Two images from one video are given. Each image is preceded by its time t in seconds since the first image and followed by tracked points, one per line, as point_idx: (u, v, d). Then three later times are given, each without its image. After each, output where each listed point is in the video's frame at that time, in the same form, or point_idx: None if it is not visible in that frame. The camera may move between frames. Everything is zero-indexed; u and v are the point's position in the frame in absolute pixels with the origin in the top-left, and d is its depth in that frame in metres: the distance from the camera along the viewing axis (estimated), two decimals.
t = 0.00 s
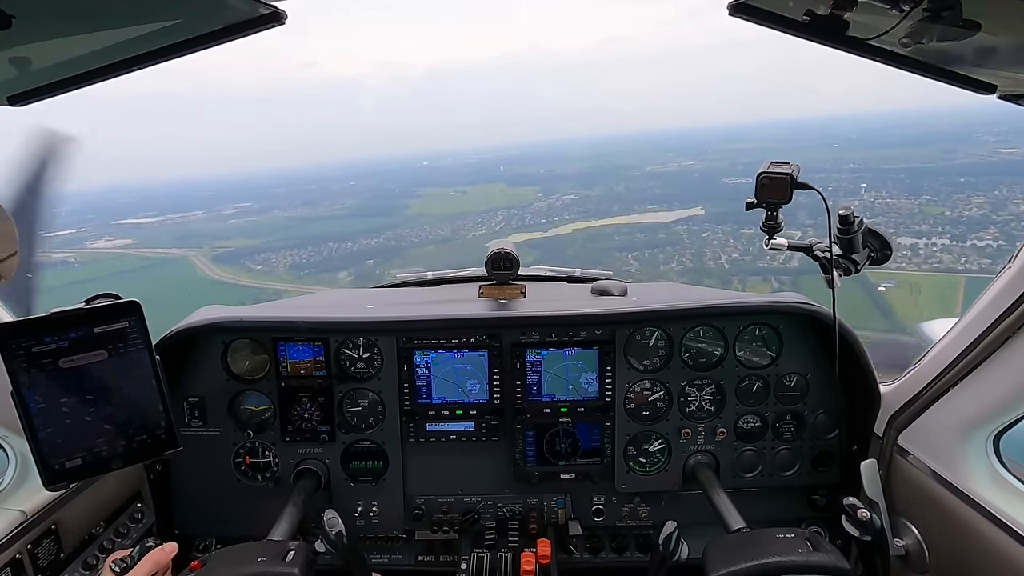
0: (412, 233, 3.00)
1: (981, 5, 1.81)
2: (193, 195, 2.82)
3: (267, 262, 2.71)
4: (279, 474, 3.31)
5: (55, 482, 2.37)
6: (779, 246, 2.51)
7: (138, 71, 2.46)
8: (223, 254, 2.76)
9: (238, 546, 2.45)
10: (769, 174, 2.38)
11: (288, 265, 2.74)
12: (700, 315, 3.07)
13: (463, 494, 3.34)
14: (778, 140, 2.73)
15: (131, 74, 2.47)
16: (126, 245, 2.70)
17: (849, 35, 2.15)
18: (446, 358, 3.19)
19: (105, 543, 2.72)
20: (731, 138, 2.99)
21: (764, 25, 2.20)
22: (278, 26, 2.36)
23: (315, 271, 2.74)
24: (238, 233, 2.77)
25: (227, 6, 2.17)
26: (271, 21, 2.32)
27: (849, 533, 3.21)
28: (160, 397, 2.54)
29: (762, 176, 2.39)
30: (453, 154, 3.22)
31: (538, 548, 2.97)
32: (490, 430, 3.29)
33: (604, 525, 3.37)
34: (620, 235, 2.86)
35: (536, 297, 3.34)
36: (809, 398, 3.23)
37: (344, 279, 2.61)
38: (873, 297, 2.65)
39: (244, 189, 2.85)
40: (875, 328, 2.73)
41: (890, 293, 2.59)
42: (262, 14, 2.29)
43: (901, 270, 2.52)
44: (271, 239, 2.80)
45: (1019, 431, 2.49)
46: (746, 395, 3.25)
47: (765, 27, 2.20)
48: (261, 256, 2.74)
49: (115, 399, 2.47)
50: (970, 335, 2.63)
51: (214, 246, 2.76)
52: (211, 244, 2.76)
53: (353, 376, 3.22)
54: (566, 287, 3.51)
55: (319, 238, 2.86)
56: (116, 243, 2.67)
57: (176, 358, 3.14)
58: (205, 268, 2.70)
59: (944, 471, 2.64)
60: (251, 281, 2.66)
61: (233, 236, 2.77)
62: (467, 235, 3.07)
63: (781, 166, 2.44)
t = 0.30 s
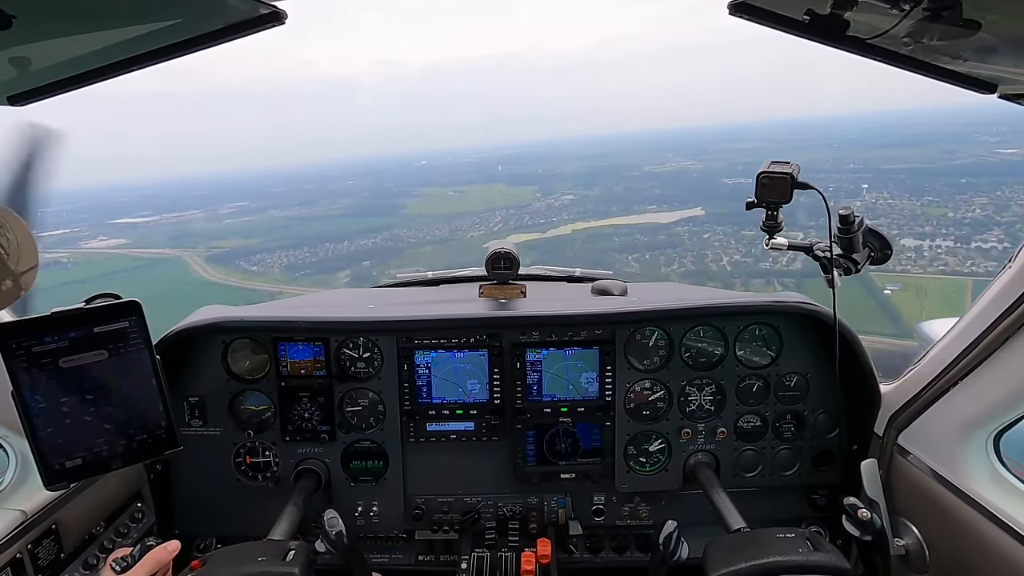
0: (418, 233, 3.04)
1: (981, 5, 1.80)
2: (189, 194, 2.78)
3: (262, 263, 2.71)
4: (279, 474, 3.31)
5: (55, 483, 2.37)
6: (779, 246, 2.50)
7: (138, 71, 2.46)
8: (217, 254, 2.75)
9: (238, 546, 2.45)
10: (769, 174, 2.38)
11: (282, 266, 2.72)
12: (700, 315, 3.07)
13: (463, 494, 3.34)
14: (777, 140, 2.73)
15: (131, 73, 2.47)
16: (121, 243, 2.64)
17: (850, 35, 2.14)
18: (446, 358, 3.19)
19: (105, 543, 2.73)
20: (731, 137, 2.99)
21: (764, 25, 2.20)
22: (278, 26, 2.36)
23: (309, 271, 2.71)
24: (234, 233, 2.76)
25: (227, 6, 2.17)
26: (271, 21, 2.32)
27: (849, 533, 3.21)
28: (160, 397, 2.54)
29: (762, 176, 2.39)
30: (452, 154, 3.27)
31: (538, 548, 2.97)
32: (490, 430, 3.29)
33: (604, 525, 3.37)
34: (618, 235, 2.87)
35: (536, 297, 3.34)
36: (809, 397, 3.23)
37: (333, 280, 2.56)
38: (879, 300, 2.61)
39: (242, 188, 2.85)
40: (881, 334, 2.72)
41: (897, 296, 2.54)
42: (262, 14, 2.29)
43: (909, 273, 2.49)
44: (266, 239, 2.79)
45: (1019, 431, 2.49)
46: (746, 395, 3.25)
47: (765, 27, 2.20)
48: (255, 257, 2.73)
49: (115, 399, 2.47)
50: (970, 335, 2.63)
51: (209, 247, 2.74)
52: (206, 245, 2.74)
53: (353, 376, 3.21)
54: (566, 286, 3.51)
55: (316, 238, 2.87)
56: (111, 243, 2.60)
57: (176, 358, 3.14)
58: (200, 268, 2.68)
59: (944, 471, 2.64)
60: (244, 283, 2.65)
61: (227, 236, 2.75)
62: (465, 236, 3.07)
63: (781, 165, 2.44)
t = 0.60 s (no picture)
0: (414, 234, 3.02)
1: (982, 5, 1.80)
2: (185, 194, 2.79)
3: (257, 265, 2.71)
4: (279, 474, 3.31)
5: (55, 482, 2.37)
6: (779, 246, 2.50)
7: (137, 72, 2.46)
8: (212, 255, 2.73)
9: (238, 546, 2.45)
10: (769, 174, 2.38)
11: (278, 267, 2.73)
12: (700, 315, 3.07)
13: (464, 494, 3.34)
14: (777, 140, 2.73)
15: (131, 73, 2.47)
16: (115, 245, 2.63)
17: (850, 35, 2.14)
18: (446, 358, 3.19)
19: (105, 543, 2.73)
20: (730, 137, 2.99)
21: (764, 25, 2.20)
22: (278, 26, 2.36)
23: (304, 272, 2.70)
24: (230, 233, 2.75)
25: (227, 6, 2.17)
26: (271, 21, 2.33)
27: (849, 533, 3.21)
28: (160, 397, 2.54)
29: (762, 176, 2.39)
30: (450, 155, 3.32)
31: (538, 548, 2.98)
32: (490, 430, 3.29)
33: (604, 525, 3.37)
34: (618, 235, 2.87)
35: (536, 297, 3.34)
36: (809, 397, 3.23)
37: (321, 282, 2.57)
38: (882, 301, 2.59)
39: (237, 189, 2.85)
40: (881, 334, 2.75)
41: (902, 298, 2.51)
42: (262, 14, 2.29)
43: (913, 275, 2.47)
44: (261, 239, 2.80)
45: (1019, 431, 2.49)
46: (746, 395, 3.25)
47: (765, 27, 2.20)
48: (250, 257, 2.73)
49: (115, 399, 2.47)
50: (970, 335, 2.63)
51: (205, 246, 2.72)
52: (201, 245, 2.73)
53: (353, 376, 3.21)
54: (566, 287, 3.51)
55: (312, 238, 2.86)
56: (105, 243, 2.59)
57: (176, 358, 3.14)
58: (193, 266, 2.67)
59: (944, 471, 2.64)
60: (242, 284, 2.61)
61: (223, 236, 2.74)
62: (464, 236, 3.03)
63: (782, 165, 2.44)
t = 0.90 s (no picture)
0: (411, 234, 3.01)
1: (982, 6, 1.80)
2: (182, 194, 2.79)
3: (253, 265, 2.70)
4: (279, 474, 3.31)
5: (55, 482, 2.37)
6: (779, 246, 2.50)
7: (138, 72, 2.46)
8: (210, 255, 2.75)
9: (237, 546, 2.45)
10: (769, 174, 2.38)
11: (274, 267, 2.72)
12: (700, 315, 3.07)
13: (464, 494, 3.34)
14: (777, 139, 2.73)
15: (131, 73, 2.47)
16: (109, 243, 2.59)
17: (850, 35, 2.14)
18: (446, 358, 3.19)
19: (105, 543, 2.73)
20: (730, 136, 2.99)
21: (764, 25, 2.19)
22: (278, 26, 2.36)
23: (300, 271, 2.69)
24: (228, 233, 2.78)
25: (227, 6, 2.17)
26: (271, 21, 2.33)
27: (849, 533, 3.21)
28: (160, 397, 2.54)
29: (762, 176, 2.39)
30: (448, 154, 3.36)
31: (538, 548, 2.98)
32: (490, 430, 3.29)
33: (604, 525, 3.37)
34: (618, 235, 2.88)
35: (536, 297, 3.34)
36: (809, 398, 3.23)
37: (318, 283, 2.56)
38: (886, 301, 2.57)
39: (234, 188, 2.87)
40: (883, 340, 2.76)
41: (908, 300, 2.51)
42: (262, 14, 2.29)
43: (919, 276, 2.45)
44: (257, 238, 2.81)
45: (1019, 431, 2.49)
46: (746, 395, 3.25)
47: (766, 27, 2.20)
48: (246, 257, 2.74)
49: (115, 399, 2.47)
50: (970, 335, 2.63)
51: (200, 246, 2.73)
52: (199, 245, 2.73)
53: (353, 376, 3.21)
54: (566, 287, 3.52)
55: (310, 238, 2.86)
56: (100, 242, 2.54)
57: (176, 358, 3.14)
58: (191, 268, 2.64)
59: (944, 471, 2.64)
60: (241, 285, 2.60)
61: (220, 236, 2.77)
62: (461, 236, 3.01)
63: (781, 165, 2.44)
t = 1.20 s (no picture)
0: (407, 234, 2.98)
1: (981, 6, 1.80)
2: (178, 193, 2.74)
3: (248, 266, 2.67)
4: (279, 474, 3.31)
5: (55, 482, 2.37)
6: (779, 246, 2.50)
7: (137, 72, 2.46)
8: (203, 255, 2.68)
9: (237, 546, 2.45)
10: (769, 174, 2.38)
11: (269, 268, 2.69)
12: (700, 315, 3.07)
13: (464, 494, 3.34)
14: (776, 138, 2.72)
15: (131, 73, 2.47)
16: (101, 243, 2.53)
17: (850, 35, 2.14)
18: (446, 358, 3.19)
19: (105, 543, 2.73)
20: (729, 135, 2.99)
21: (764, 25, 2.19)
22: (277, 26, 2.36)
23: (295, 273, 2.66)
24: (223, 233, 2.72)
25: (227, 6, 2.17)
26: (271, 21, 2.33)
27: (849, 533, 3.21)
28: (160, 397, 2.54)
29: (762, 176, 2.39)
30: (445, 153, 3.33)
31: (538, 548, 2.97)
32: (490, 430, 3.29)
33: (604, 525, 3.37)
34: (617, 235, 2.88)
35: (536, 297, 3.34)
36: (809, 398, 3.23)
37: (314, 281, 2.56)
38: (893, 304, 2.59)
39: (230, 186, 2.81)
40: (890, 345, 2.78)
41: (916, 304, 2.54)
42: (262, 14, 2.29)
43: (926, 279, 2.45)
44: (252, 238, 2.77)
45: (1019, 431, 2.49)
46: (746, 395, 3.25)
47: (765, 27, 2.20)
48: (242, 257, 2.70)
49: (115, 399, 2.47)
50: (970, 335, 2.63)
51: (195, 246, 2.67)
52: (193, 245, 2.67)
53: (353, 376, 3.21)
54: (566, 287, 3.51)
55: (306, 239, 2.84)
56: (94, 242, 2.48)
57: (176, 358, 3.14)
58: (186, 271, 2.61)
59: (944, 471, 2.64)
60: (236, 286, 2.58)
61: (215, 236, 2.70)
62: (459, 236, 3.02)
63: (781, 165, 2.44)
